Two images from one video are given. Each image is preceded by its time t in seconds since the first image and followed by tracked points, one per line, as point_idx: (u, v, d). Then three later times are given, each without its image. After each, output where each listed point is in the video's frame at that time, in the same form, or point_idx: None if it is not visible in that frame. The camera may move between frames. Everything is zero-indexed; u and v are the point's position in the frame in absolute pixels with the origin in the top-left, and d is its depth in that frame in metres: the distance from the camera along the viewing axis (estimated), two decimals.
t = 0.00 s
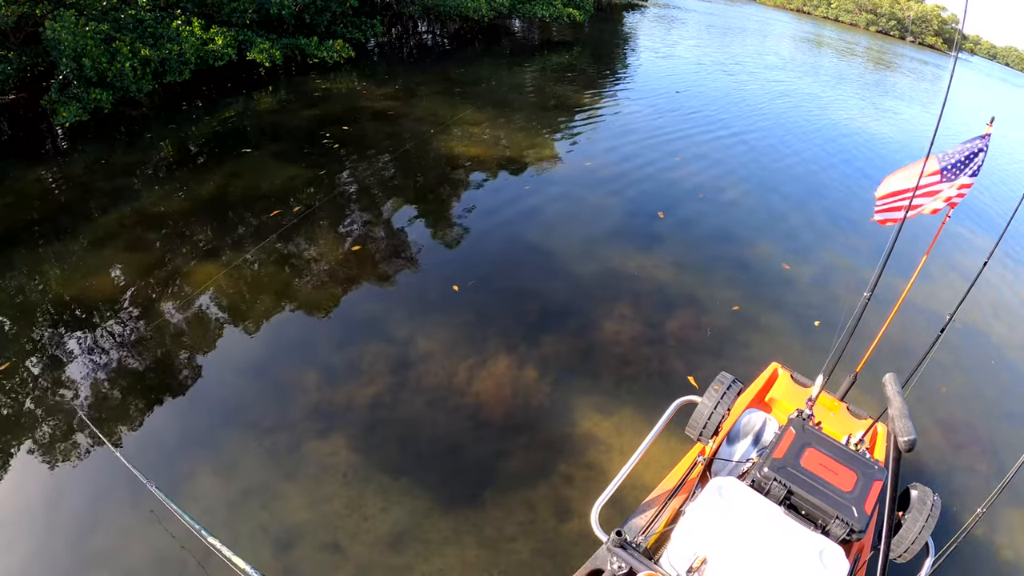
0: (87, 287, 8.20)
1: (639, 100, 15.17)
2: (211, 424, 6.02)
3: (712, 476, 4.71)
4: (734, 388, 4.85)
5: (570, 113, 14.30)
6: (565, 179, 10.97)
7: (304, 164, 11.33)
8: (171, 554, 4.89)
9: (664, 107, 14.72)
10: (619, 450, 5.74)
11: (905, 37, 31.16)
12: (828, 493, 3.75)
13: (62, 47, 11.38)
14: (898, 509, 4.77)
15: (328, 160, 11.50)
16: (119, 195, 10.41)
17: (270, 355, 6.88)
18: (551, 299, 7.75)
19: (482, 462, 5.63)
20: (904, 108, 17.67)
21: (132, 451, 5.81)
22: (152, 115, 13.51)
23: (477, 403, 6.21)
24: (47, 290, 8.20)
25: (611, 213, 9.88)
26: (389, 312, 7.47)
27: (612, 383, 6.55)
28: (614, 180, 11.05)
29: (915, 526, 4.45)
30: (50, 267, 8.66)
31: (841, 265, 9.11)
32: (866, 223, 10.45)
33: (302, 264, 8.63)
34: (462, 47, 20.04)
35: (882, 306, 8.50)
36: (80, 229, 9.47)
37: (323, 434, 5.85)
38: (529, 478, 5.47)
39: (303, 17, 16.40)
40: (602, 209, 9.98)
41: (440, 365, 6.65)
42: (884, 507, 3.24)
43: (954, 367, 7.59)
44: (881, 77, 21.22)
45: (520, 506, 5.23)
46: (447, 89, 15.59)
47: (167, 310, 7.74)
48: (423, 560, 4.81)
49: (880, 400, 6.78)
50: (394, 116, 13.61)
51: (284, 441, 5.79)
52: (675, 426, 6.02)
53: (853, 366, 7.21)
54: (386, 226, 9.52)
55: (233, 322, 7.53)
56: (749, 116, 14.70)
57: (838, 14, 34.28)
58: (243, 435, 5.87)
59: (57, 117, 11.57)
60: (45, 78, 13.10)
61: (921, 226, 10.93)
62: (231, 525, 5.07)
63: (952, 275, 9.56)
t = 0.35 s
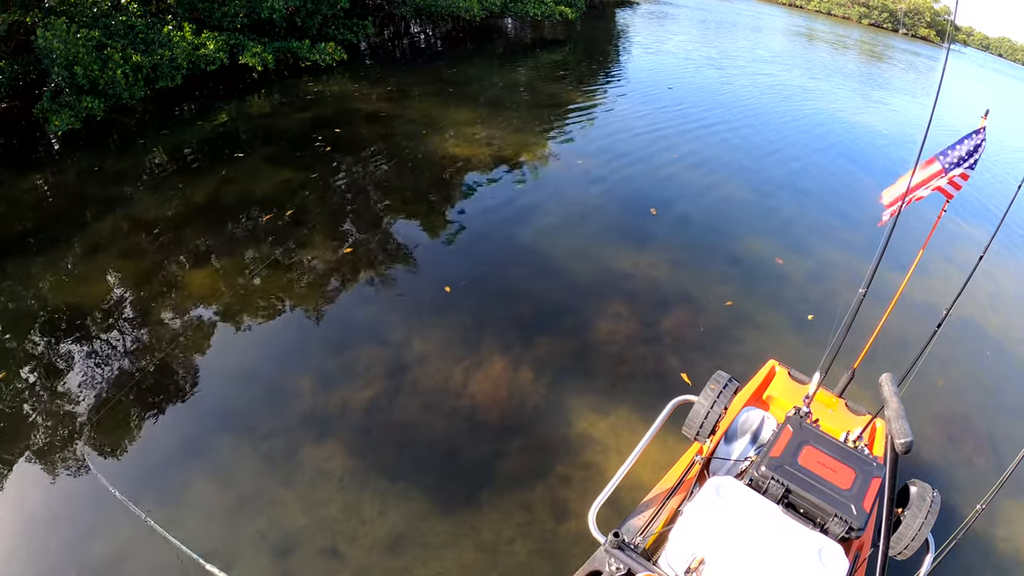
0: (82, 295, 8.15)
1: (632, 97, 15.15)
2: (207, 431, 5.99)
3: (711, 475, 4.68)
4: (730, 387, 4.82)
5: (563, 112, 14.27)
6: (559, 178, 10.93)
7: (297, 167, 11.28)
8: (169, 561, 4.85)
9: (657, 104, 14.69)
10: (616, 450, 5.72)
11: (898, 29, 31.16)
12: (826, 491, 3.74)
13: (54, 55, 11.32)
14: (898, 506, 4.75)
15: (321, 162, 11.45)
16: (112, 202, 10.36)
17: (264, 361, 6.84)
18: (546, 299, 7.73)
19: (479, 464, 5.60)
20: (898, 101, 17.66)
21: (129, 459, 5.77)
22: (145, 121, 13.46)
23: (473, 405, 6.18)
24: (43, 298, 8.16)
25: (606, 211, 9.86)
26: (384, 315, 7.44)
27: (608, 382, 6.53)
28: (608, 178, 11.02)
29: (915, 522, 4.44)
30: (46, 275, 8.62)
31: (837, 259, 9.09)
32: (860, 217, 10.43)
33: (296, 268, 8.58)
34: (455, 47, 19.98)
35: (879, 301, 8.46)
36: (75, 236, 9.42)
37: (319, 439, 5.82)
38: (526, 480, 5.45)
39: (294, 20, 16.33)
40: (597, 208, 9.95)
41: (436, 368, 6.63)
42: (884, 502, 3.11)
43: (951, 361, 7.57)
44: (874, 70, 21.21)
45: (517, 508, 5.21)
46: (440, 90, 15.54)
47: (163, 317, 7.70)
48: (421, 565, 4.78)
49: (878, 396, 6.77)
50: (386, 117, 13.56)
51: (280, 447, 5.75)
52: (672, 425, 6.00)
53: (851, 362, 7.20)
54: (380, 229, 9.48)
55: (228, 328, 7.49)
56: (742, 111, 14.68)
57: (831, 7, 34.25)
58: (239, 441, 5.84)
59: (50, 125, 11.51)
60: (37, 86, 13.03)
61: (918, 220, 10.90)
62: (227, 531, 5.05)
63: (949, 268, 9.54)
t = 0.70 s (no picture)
0: (77, 296, 8.09)
1: (628, 94, 15.12)
2: (202, 433, 5.94)
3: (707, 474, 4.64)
4: (726, 385, 4.82)
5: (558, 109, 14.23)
6: (554, 176, 10.90)
7: (291, 167, 11.22)
8: (165, 563, 4.82)
9: (653, 100, 14.66)
10: (613, 449, 5.70)
11: (893, 25, 31.15)
12: (823, 490, 3.72)
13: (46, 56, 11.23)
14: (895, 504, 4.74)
15: (316, 162, 11.40)
16: (106, 203, 10.30)
17: (259, 362, 6.79)
18: (542, 298, 7.70)
19: (475, 464, 5.57)
20: (893, 96, 17.67)
21: (125, 461, 5.72)
22: (139, 122, 13.38)
23: (469, 405, 6.15)
24: (38, 300, 8.11)
25: (602, 209, 9.83)
26: (379, 315, 7.40)
27: (605, 381, 6.51)
28: (604, 175, 10.99)
29: (913, 521, 4.44)
30: (40, 276, 8.56)
31: (832, 256, 9.08)
32: (856, 214, 10.42)
33: (291, 268, 8.53)
34: (450, 45, 19.91)
35: (876, 298, 8.44)
36: (69, 238, 9.36)
37: (315, 441, 5.78)
38: (522, 480, 5.42)
39: (288, 18, 16.25)
40: (592, 205, 9.93)
41: (431, 368, 6.59)
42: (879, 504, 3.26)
43: (947, 357, 7.57)
44: (869, 66, 21.22)
45: (513, 508, 5.18)
46: (435, 88, 15.48)
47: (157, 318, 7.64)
48: (417, 567, 4.75)
49: (875, 393, 6.76)
50: (381, 116, 13.50)
51: (275, 449, 5.72)
52: (669, 423, 5.99)
53: (848, 359, 7.19)
54: (375, 228, 9.43)
55: (222, 328, 7.44)
56: (737, 107, 14.68)
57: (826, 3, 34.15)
58: (234, 444, 5.80)
59: (43, 127, 11.43)
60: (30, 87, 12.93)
61: (914, 216, 10.89)
62: (222, 533, 5.01)
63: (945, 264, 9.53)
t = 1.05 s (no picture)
0: (82, 292, 8.11)
1: (633, 97, 15.12)
2: (206, 431, 5.96)
3: (711, 478, 4.67)
4: (732, 389, 4.77)
5: (564, 111, 14.23)
6: (559, 177, 10.90)
7: (297, 165, 11.25)
8: (166, 563, 4.83)
9: (659, 103, 14.65)
10: (616, 452, 5.70)
11: (900, 31, 31.04)
12: (827, 495, 3.70)
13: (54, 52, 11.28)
14: (898, 509, 4.72)
15: (322, 161, 11.42)
16: (112, 200, 10.34)
17: (263, 360, 6.80)
18: (547, 300, 7.70)
19: (478, 466, 5.57)
20: (900, 102, 17.61)
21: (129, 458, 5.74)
22: (146, 119, 13.42)
23: (472, 407, 6.15)
24: (43, 295, 8.13)
25: (607, 211, 9.83)
26: (384, 315, 7.41)
27: (609, 384, 6.51)
28: (609, 178, 10.98)
29: (917, 526, 4.41)
30: (45, 271, 8.59)
31: (838, 261, 9.06)
32: (862, 219, 10.40)
33: (296, 267, 8.54)
34: (456, 46, 19.92)
35: (882, 304, 8.43)
36: (75, 234, 9.39)
37: (318, 440, 5.79)
38: (525, 482, 5.42)
39: (295, 18, 16.28)
40: (597, 208, 9.93)
41: (436, 368, 6.60)
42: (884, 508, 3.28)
43: (953, 365, 7.53)
44: (875, 71, 21.16)
45: (516, 511, 5.18)
46: (441, 89, 15.49)
47: (163, 314, 7.67)
48: (419, 569, 4.75)
49: (880, 398, 6.74)
50: (386, 116, 13.52)
51: (278, 448, 5.72)
52: (672, 426, 5.98)
53: (853, 364, 7.17)
54: (380, 228, 9.44)
55: (227, 326, 7.46)
56: (744, 111, 14.65)
57: (833, 7, 34.01)
58: (238, 442, 5.81)
59: (50, 123, 11.47)
60: (37, 82, 12.98)
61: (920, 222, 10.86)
62: (224, 532, 5.02)
63: (952, 271, 9.50)
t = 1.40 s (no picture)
0: (87, 286, 8.15)
1: (640, 99, 15.15)
2: (210, 427, 5.98)
3: (714, 480, 4.65)
4: (735, 391, 4.78)
5: (571, 113, 14.25)
6: (565, 179, 10.91)
7: (303, 163, 11.29)
8: (168, 558, 4.84)
9: (665, 107, 14.64)
10: (619, 454, 5.70)
11: (907, 38, 30.97)
12: (828, 498, 3.71)
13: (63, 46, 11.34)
14: (898, 514, 4.73)
15: (328, 159, 11.45)
16: (118, 194, 10.38)
17: (267, 357, 6.82)
18: (551, 301, 7.71)
19: (481, 466, 5.58)
20: (906, 108, 17.59)
21: (130, 452, 5.76)
22: (153, 114, 13.47)
23: (476, 407, 6.16)
24: (48, 289, 8.17)
25: (612, 214, 9.84)
26: (388, 314, 7.42)
27: (612, 386, 6.51)
28: (615, 180, 10.99)
29: (917, 531, 4.41)
30: (51, 265, 8.63)
31: (842, 267, 9.04)
32: (867, 225, 10.39)
33: (301, 264, 8.57)
34: (464, 46, 19.94)
35: (885, 309, 8.41)
36: (81, 228, 9.43)
37: (322, 437, 5.80)
38: (528, 483, 5.44)
39: (303, 16, 16.32)
40: (603, 210, 9.94)
41: (440, 368, 6.62)
42: (884, 511, 3.30)
43: (957, 373, 7.51)
44: (883, 77, 21.13)
45: (519, 511, 5.19)
46: (448, 89, 15.51)
47: (168, 310, 7.70)
48: (421, 566, 4.77)
49: (882, 403, 6.73)
50: (393, 115, 13.56)
51: (281, 445, 5.74)
52: (676, 429, 5.98)
53: (856, 370, 7.18)
54: (386, 226, 9.48)
55: (231, 322, 7.49)
56: (750, 116, 14.64)
57: (841, 13, 33.95)
58: (242, 438, 5.83)
59: (58, 116, 11.51)
60: (45, 76, 13.03)
61: (926, 229, 10.84)
62: (228, 528, 5.04)
63: (957, 279, 9.48)
